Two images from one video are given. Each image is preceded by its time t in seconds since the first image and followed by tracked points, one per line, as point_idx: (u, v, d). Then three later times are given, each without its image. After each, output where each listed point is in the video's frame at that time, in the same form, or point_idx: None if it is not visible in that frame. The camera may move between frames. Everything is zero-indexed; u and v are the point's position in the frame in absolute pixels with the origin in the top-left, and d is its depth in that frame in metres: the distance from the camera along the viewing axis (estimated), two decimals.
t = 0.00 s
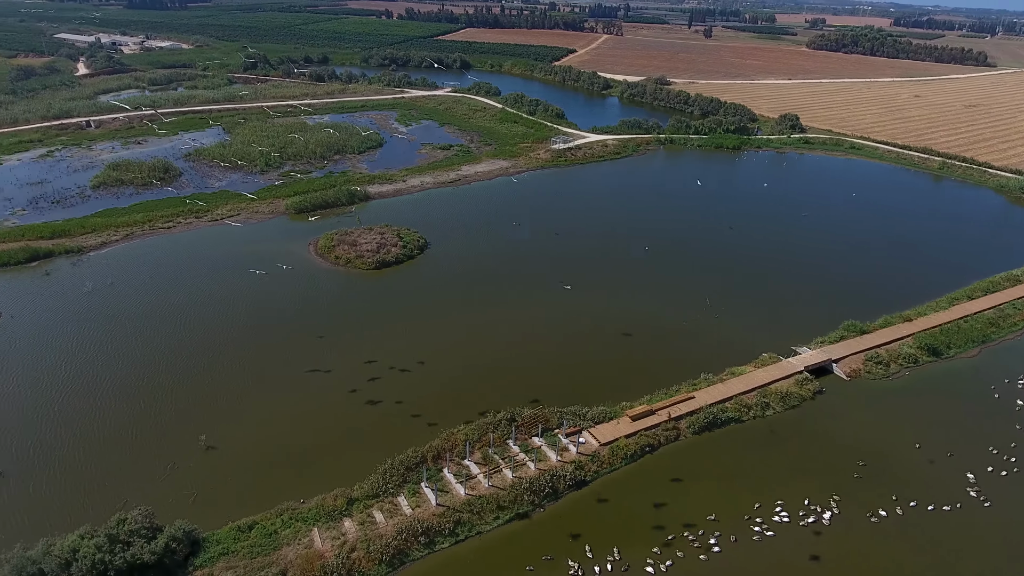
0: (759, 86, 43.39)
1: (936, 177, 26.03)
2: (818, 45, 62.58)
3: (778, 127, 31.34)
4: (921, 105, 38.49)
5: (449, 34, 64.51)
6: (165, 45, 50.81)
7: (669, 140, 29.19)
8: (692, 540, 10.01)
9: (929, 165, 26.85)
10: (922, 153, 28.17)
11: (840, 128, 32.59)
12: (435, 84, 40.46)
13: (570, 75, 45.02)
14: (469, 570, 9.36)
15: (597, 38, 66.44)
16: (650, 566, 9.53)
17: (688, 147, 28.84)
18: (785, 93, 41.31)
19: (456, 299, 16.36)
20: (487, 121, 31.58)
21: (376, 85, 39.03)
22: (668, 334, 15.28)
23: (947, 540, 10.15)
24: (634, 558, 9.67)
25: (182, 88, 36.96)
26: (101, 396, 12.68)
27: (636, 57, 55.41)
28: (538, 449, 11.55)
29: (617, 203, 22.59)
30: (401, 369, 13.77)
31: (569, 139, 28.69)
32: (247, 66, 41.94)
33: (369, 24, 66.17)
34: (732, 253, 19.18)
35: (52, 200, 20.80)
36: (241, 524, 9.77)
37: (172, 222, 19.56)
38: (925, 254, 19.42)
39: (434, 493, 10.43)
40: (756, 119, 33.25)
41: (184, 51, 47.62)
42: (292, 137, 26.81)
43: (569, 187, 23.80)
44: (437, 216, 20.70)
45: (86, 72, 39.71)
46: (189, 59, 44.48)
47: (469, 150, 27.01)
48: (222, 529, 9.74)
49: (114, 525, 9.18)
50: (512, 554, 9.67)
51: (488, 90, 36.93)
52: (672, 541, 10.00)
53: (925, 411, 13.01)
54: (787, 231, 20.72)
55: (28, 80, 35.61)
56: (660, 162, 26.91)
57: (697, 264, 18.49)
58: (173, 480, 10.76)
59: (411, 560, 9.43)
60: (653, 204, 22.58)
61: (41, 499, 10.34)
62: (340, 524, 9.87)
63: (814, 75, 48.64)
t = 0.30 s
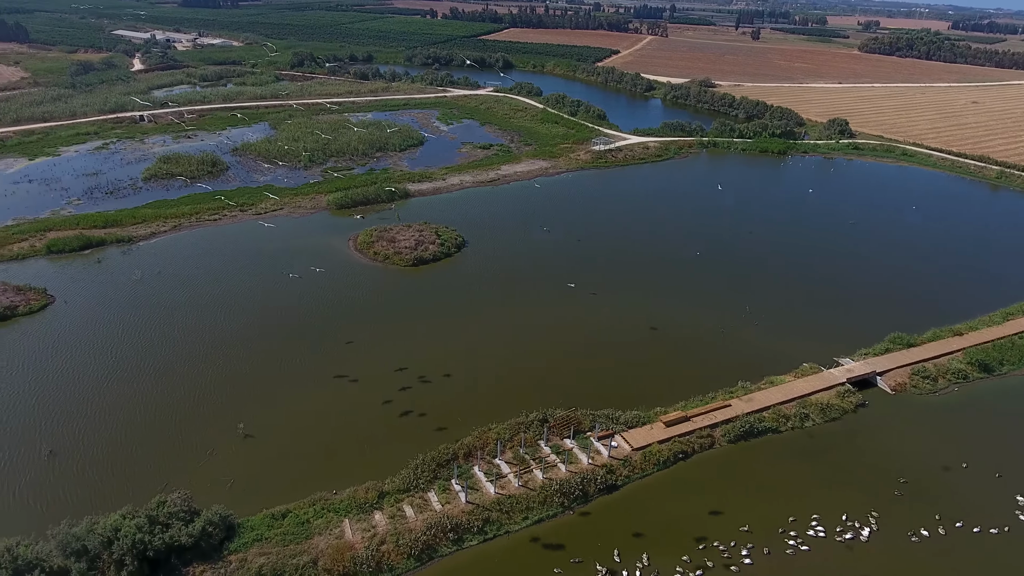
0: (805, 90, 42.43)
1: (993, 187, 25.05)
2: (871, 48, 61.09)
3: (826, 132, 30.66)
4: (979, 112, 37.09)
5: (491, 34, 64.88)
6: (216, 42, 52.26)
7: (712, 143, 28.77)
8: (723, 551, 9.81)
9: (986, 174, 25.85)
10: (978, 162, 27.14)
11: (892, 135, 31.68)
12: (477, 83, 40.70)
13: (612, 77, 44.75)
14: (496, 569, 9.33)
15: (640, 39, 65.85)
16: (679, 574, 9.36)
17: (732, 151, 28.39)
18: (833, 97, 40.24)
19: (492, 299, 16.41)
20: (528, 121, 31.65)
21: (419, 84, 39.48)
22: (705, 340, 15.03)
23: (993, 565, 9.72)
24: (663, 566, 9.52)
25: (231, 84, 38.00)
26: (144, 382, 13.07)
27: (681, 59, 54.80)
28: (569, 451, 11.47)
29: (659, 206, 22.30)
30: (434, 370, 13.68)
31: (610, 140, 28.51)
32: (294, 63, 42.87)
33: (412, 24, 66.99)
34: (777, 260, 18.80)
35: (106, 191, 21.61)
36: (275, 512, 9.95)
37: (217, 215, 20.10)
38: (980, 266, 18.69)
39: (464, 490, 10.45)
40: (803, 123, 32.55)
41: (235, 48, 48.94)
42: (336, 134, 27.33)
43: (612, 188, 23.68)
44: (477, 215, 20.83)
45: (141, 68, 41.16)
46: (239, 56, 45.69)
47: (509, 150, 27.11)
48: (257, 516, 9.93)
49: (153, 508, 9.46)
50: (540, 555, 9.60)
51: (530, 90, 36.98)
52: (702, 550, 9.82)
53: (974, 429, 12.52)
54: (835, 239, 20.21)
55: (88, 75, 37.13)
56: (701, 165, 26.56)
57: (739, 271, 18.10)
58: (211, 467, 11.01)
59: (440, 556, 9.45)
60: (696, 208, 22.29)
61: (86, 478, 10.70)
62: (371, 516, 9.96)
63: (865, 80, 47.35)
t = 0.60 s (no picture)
0: (851, 94, 41.41)
1: None
2: (923, 50, 59.91)
3: (873, 137, 29.81)
4: None
5: (529, 34, 65.02)
6: (262, 40, 53.46)
7: (754, 147, 28.31)
8: (753, 562, 9.60)
9: None
10: None
11: (943, 141, 30.74)
12: (515, 83, 40.82)
13: (653, 78, 44.41)
14: (522, 570, 9.28)
15: (680, 40, 65.07)
16: None
17: (774, 155, 27.90)
18: (881, 102, 39.11)
19: (524, 299, 16.43)
20: (566, 122, 31.61)
21: (458, 83, 39.79)
22: (739, 347, 14.77)
23: None
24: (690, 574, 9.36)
25: (275, 81, 38.85)
26: (183, 370, 13.43)
27: (722, 61, 54.02)
28: (599, 454, 11.33)
29: (698, 210, 21.99)
30: (466, 369, 13.74)
31: (649, 142, 28.28)
32: (337, 61, 43.62)
33: (452, 23, 67.53)
34: (820, 267, 18.39)
35: (153, 183, 22.31)
36: (306, 502, 10.12)
37: (259, 209, 20.57)
38: None
39: (492, 489, 10.43)
40: (849, 128, 31.81)
41: (279, 46, 50.01)
42: (375, 132, 27.73)
43: (651, 190, 23.54)
44: (514, 215, 20.90)
45: (190, 64, 42.40)
46: (284, 54, 46.70)
47: (547, 151, 27.15)
48: (288, 506, 10.11)
49: (190, 493, 9.69)
50: (567, 558, 9.53)
51: (569, 91, 36.92)
52: (731, 561, 9.63)
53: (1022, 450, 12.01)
54: (882, 247, 19.68)
55: (140, 71, 38.43)
56: (742, 169, 26.17)
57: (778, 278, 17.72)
58: (245, 455, 11.25)
59: (466, 553, 9.45)
60: (737, 211, 21.99)
61: (126, 462, 11.05)
62: (399, 511, 10.04)
63: (915, 84, 46.01)
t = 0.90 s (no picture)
0: (899, 98, 40.23)
1: None
2: (979, 54, 57.79)
3: (923, 143, 29.22)
4: None
5: (568, 34, 65.00)
6: (307, 39, 54.59)
7: (797, 151, 27.78)
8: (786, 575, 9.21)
9: None
10: None
11: (996, 149, 29.63)
12: (555, 83, 40.82)
13: (694, 80, 44.00)
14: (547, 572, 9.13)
15: (721, 41, 64.05)
16: None
17: (817, 160, 27.34)
18: (931, 107, 37.86)
19: (556, 301, 16.36)
20: (605, 123, 31.46)
21: (498, 83, 40.00)
22: (776, 356, 14.41)
23: None
24: None
25: (318, 79, 39.59)
26: (222, 360, 13.78)
27: (765, 63, 53.11)
28: (629, 459, 11.08)
29: (737, 215, 21.62)
30: (497, 369, 13.74)
31: (689, 145, 27.96)
32: (378, 60, 44.26)
33: (492, 23, 67.94)
34: (864, 276, 17.88)
35: (198, 177, 22.97)
36: (337, 494, 10.22)
37: (298, 205, 20.97)
38: None
39: (520, 488, 10.32)
40: (897, 133, 30.97)
41: (323, 45, 50.97)
42: (414, 131, 28.03)
43: (691, 194, 23.28)
44: (550, 216, 20.86)
45: (237, 62, 43.53)
46: (328, 52, 47.57)
47: (584, 152, 27.07)
48: (320, 497, 10.24)
49: (225, 480, 9.89)
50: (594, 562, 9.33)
51: (609, 92, 36.73)
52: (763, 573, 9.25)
53: None
54: (930, 258, 19.03)
55: (189, 68, 39.63)
56: (785, 174, 25.67)
57: (819, 286, 17.27)
58: (279, 446, 11.47)
59: (493, 552, 9.36)
60: (780, 217, 21.58)
61: (166, 447, 11.39)
62: (428, 506, 10.03)
63: (968, 89, 44.39)
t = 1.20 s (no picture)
0: (938, 102, 39.26)
1: None
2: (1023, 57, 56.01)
3: (961, 148, 28.52)
4: None
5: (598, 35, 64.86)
6: (340, 38, 55.32)
7: (830, 155, 27.32)
8: None
9: None
10: None
11: None
12: (584, 84, 40.74)
13: (726, 82, 43.57)
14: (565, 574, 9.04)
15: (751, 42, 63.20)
16: None
17: (851, 164, 26.84)
18: (971, 112, 36.82)
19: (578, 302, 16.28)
20: (634, 124, 31.28)
21: (527, 83, 40.06)
22: (803, 362, 14.13)
23: None
24: None
25: (349, 78, 40.08)
26: (249, 354, 13.99)
27: (799, 65, 52.30)
28: (651, 462, 10.93)
29: (767, 220, 21.28)
30: (519, 369, 13.72)
31: (718, 147, 27.68)
32: (408, 60, 44.60)
33: (521, 24, 68.10)
34: (897, 284, 17.49)
35: (230, 173, 23.40)
36: (358, 489, 10.28)
37: (326, 202, 21.24)
38: None
39: (541, 489, 10.25)
40: (934, 138, 30.26)
41: (354, 44, 51.53)
42: (442, 130, 28.19)
43: (721, 197, 23.05)
44: (577, 217, 20.81)
45: (270, 60, 44.26)
46: (360, 52, 48.13)
47: (612, 153, 26.96)
48: (341, 491, 10.31)
49: (250, 472, 10.03)
50: (612, 565, 9.23)
51: (638, 93, 36.52)
52: None
53: None
54: (967, 266, 18.53)
55: (223, 66, 40.41)
56: (817, 178, 25.26)
57: (849, 294, 16.90)
58: (303, 439, 11.60)
59: (511, 552, 9.31)
60: (811, 222, 21.24)
61: (193, 437, 11.59)
62: (448, 504, 10.02)
63: (1009, 93, 43.11)
